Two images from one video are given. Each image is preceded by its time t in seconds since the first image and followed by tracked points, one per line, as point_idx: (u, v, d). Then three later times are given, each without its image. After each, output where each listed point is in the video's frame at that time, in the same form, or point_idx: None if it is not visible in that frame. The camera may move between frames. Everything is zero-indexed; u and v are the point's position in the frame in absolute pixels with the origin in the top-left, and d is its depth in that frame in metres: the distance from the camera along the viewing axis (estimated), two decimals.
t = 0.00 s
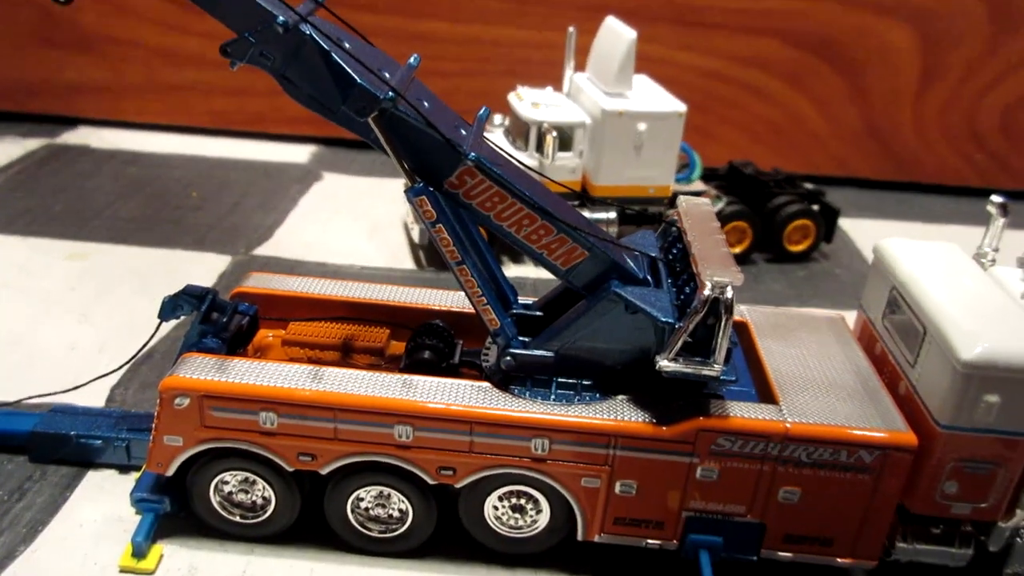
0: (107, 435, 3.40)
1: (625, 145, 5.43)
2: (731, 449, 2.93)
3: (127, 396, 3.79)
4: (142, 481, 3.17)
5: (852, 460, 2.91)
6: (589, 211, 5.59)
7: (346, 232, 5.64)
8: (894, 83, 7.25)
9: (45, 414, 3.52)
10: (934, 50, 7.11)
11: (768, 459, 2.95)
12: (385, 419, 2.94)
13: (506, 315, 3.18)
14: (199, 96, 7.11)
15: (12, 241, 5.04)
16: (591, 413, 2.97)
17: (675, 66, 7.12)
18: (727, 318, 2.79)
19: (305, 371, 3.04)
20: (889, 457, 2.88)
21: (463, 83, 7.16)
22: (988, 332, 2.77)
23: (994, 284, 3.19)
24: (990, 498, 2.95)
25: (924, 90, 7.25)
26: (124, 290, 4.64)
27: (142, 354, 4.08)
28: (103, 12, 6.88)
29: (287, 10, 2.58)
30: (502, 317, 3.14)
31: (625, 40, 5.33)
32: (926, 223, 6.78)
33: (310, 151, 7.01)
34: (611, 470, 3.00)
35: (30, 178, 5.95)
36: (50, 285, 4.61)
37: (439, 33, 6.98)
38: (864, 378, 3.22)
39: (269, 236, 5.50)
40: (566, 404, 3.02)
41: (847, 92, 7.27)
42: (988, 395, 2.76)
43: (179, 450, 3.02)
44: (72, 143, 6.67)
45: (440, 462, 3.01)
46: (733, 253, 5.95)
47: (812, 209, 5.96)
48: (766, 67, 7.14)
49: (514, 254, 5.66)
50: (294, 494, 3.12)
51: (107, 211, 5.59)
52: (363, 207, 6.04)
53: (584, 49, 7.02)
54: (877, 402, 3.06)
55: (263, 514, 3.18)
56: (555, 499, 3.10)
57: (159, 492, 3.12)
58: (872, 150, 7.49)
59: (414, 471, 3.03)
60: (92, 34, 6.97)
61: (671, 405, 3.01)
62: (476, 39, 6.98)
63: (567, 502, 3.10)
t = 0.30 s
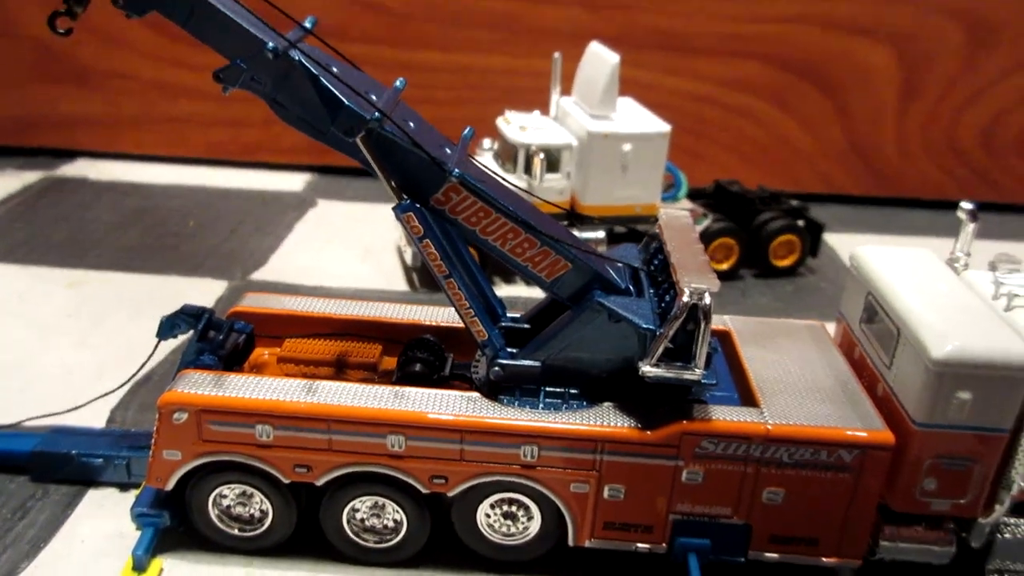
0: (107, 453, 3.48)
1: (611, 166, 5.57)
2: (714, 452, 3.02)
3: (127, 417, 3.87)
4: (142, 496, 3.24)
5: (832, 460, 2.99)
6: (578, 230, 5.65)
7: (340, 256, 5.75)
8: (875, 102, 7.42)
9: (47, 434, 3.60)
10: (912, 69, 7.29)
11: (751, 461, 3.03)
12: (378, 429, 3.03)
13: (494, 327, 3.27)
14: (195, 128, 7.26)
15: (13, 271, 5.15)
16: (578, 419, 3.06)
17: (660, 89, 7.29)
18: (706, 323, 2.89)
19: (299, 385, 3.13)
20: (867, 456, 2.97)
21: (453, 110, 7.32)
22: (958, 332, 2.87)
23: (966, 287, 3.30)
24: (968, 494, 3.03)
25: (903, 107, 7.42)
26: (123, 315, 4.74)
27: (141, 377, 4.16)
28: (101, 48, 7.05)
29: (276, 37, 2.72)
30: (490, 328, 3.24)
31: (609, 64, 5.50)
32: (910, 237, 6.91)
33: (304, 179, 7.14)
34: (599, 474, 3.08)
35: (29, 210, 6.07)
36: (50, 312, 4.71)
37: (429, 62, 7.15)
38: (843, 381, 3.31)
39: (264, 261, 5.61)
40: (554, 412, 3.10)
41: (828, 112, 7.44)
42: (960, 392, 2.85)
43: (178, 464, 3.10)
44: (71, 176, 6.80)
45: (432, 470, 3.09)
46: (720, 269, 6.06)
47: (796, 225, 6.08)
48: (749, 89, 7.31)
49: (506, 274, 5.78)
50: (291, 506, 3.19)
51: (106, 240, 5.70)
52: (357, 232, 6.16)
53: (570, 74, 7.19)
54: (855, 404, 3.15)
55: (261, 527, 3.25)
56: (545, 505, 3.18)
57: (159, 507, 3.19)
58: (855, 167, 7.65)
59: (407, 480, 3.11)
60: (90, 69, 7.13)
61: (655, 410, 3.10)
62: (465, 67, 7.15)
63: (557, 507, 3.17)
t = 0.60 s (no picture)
0: (103, 468, 3.48)
1: (608, 181, 5.60)
2: (711, 465, 3.02)
3: (123, 432, 3.87)
4: (139, 512, 3.24)
5: (828, 474, 3.00)
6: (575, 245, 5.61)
7: (338, 272, 5.77)
8: (869, 119, 7.48)
9: (43, 450, 3.59)
10: (905, 87, 7.36)
11: (747, 475, 3.04)
12: (376, 443, 3.03)
13: (491, 341, 3.28)
14: (194, 144, 7.29)
15: (11, 287, 5.15)
16: (575, 433, 3.07)
17: (655, 106, 7.34)
18: (702, 338, 2.91)
19: (296, 399, 3.14)
20: (863, 470, 2.98)
21: (451, 126, 7.36)
22: (954, 346, 2.89)
23: (960, 302, 3.32)
24: (964, 508, 3.03)
25: (897, 124, 7.48)
26: (121, 331, 4.74)
27: (138, 393, 4.16)
28: (100, 65, 7.09)
29: (275, 54, 2.75)
30: (487, 343, 3.25)
31: (605, 81, 5.54)
32: (904, 253, 6.94)
33: (302, 195, 7.17)
34: (596, 488, 3.08)
35: (27, 226, 6.08)
36: (48, 328, 4.71)
37: (426, 79, 7.20)
38: (839, 396, 3.33)
39: (262, 276, 5.62)
40: (551, 426, 3.11)
41: (823, 129, 7.49)
42: (955, 407, 2.87)
43: (175, 479, 3.09)
44: (69, 192, 6.82)
45: (429, 484, 3.09)
46: (717, 285, 6.08)
47: (792, 240, 6.11)
48: (744, 106, 7.37)
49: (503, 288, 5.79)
50: (287, 520, 3.19)
51: (104, 256, 5.71)
52: (354, 247, 6.18)
53: (566, 91, 7.24)
54: (851, 419, 3.16)
55: (257, 542, 3.24)
56: (542, 519, 3.18)
57: (155, 522, 3.18)
58: (850, 184, 7.69)
59: (405, 494, 3.11)
60: (89, 86, 7.17)
61: (652, 424, 3.11)
62: (462, 84, 7.20)
63: (555, 521, 3.17)
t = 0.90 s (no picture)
0: (98, 481, 3.46)
1: (604, 193, 5.61)
2: (709, 477, 3.02)
3: (119, 445, 3.84)
4: (134, 526, 3.22)
5: (827, 486, 2.99)
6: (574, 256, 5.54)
7: (335, 283, 5.76)
8: (865, 130, 7.51)
9: (38, 463, 3.58)
10: (901, 99, 7.39)
11: (745, 487, 3.03)
12: (373, 456, 3.02)
13: (489, 352, 3.28)
14: (191, 156, 7.29)
15: (8, 299, 5.14)
16: (572, 445, 3.06)
17: (652, 117, 7.36)
18: (700, 349, 2.90)
19: (293, 412, 3.12)
20: (862, 482, 2.97)
21: (448, 137, 7.37)
22: (953, 357, 2.89)
23: (958, 313, 3.33)
24: (965, 519, 3.01)
25: (893, 136, 7.50)
26: (119, 343, 4.72)
27: (135, 405, 4.14)
28: (98, 77, 7.09)
29: (272, 67, 2.75)
30: (485, 354, 3.24)
31: (601, 92, 5.56)
32: (901, 264, 6.95)
33: (300, 206, 7.16)
34: (594, 501, 3.07)
35: (24, 238, 6.07)
36: (43, 340, 4.69)
37: (424, 90, 7.22)
38: (837, 407, 3.32)
39: (259, 287, 5.61)
40: (548, 438, 3.10)
41: (819, 140, 7.51)
42: (954, 419, 2.87)
43: (170, 493, 3.07)
44: (66, 204, 6.80)
45: (426, 497, 3.07)
46: (714, 295, 6.08)
47: (788, 250, 6.12)
48: (740, 117, 7.39)
49: (500, 299, 5.79)
50: (283, 533, 3.18)
51: (101, 268, 5.69)
52: (351, 259, 6.17)
53: (563, 103, 7.26)
54: (849, 430, 3.15)
55: (253, 555, 3.22)
56: (540, 532, 3.17)
57: (150, 536, 3.16)
58: (847, 195, 7.71)
59: (401, 507, 3.10)
60: (86, 98, 7.17)
61: (650, 435, 3.10)
62: (459, 96, 7.22)
63: (552, 534, 3.16)
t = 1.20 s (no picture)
0: (90, 481, 3.36)
1: (611, 188, 5.51)
2: (720, 490, 2.92)
3: (112, 441, 3.75)
4: (126, 528, 3.12)
5: (840, 501, 2.90)
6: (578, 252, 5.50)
7: (335, 276, 5.64)
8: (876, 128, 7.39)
9: (28, 460, 3.48)
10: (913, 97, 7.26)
11: (757, 500, 2.94)
12: (374, 462, 2.92)
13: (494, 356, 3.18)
14: (190, 142, 7.16)
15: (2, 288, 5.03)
16: (579, 455, 2.96)
17: (660, 111, 7.23)
18: (714, 359, 2.80)
19: (292, 414, 3.03)
20: (878, 498, 2.88)
21: (452, 128, 7.25)
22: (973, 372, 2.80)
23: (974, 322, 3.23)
24: (982, 536, 2.94)
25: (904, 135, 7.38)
26: (114, 334, 4.63)
27: (129, 401, 4.04)
28: (96, 60, 6.96)
29: (276, 59, 2.64)
30: (490, 358, 3.15)
31: (610, 87, 5.44)
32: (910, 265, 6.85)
33: (300, 195, 7.03)
34: (601, 511, 2.98)
35: (18, 224, 5.94)
36: (36, 332, 4.58)
37: (428, 80, 7.09)
38: (852, 417, 3.23)
39: (257, 279, 5.49)
40: (554, 445, 3.01)
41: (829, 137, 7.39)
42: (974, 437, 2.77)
43: (164, 496, 2.98)
44: (62, 190, 6.67)
45: (429, 504, 2.98)
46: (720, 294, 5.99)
47: (796, 251, 6.02)
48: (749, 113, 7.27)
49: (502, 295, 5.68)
50: (280, 538, 3.08)
51: (97, 256, 5.58)
52: (352, 251, 6.06)
53: (569, 95, 7.14)
54: (866, 444, 3.05)
55: (249, 560, 3.13)
56: (544, 541, 3.08)
57: (143, 539, 3.07)
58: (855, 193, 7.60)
59: (402, 514, 3.01)
60: (85, 81, 7.04)
61: (660, 445, 3.01)
62: (464, 86, 7.09)
63: (557, 543, 3.07)
